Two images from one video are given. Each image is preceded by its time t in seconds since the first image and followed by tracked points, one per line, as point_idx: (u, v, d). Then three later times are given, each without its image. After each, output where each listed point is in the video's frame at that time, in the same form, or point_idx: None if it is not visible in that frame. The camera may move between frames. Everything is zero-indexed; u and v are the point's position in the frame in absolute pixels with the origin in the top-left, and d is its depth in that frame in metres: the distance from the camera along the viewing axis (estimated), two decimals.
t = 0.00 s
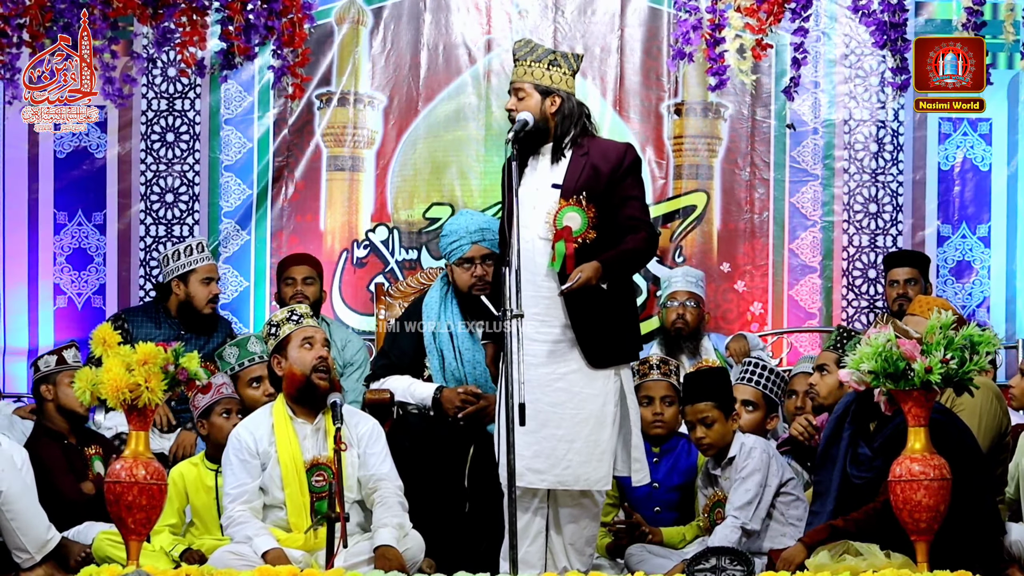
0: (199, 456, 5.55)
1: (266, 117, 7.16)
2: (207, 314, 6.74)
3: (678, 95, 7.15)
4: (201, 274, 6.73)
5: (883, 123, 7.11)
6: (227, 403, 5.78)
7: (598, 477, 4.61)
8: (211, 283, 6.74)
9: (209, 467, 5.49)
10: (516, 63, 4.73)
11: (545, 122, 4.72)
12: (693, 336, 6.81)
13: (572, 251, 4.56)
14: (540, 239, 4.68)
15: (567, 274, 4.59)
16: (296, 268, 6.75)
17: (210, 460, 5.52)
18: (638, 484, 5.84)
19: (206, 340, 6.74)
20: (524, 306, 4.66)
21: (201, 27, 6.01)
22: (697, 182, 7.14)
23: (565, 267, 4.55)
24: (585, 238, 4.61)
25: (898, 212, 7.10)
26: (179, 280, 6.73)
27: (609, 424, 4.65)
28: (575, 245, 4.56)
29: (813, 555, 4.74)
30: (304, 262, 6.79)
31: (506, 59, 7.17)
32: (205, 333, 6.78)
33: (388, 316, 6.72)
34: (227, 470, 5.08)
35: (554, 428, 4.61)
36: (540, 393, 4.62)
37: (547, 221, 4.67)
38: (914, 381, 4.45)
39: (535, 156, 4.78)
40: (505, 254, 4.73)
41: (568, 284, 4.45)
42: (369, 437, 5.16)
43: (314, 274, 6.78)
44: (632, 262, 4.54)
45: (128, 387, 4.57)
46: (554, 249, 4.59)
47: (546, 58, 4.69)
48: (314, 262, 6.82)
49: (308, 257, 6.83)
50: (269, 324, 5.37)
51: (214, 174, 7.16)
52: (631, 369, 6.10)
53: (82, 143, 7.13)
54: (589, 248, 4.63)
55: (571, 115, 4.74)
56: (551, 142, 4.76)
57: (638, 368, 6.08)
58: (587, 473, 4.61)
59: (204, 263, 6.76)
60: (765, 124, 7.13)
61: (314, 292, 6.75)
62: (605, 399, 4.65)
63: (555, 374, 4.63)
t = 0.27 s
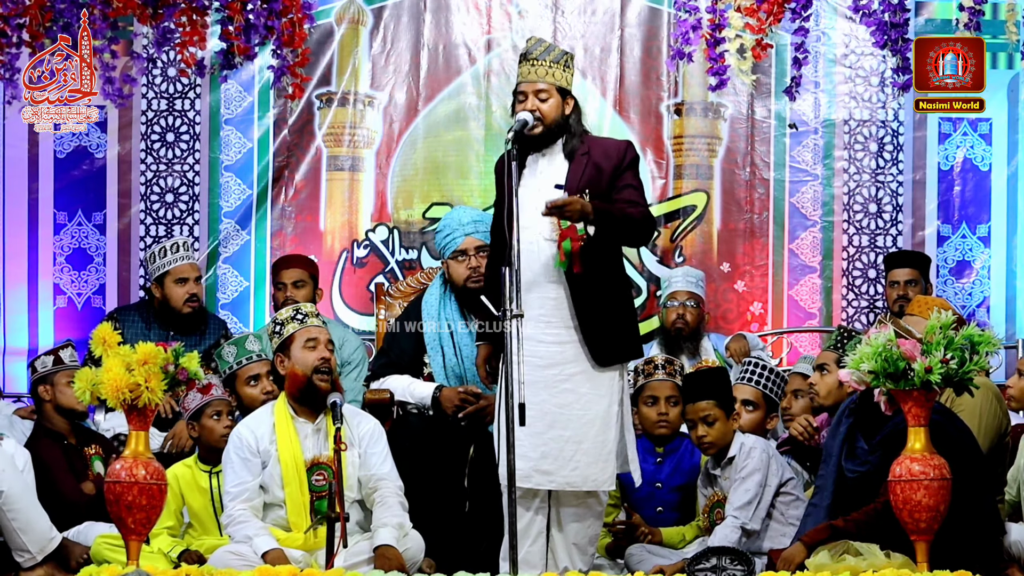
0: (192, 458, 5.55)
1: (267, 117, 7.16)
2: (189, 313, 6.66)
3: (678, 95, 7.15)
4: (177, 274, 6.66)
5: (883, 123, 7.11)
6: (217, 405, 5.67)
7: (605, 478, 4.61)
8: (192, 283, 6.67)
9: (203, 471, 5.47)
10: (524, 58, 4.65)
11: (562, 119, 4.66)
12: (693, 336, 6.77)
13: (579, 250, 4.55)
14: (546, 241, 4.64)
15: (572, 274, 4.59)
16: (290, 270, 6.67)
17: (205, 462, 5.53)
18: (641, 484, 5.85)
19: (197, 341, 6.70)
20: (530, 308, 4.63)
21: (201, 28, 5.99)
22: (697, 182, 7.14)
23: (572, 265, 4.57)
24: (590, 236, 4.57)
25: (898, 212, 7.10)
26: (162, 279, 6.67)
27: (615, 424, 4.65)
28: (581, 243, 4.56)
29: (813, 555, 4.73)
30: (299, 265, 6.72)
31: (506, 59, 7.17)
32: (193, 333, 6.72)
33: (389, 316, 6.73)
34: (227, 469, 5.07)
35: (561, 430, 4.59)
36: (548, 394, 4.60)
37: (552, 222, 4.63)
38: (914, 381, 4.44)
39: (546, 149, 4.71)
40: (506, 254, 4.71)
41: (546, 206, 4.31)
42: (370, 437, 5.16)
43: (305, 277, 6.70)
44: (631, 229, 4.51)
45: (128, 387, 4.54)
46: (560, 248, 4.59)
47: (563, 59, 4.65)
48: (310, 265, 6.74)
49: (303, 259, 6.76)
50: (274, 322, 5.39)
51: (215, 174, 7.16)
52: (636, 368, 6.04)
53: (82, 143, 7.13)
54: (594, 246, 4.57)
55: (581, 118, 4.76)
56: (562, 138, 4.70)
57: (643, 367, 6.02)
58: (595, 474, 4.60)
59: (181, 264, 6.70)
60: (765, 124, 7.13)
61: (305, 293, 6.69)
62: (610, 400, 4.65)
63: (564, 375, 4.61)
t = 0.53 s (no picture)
0: (191, 458, 5.54)
1: (267, 117, 7.16)
2: (183, 316, 6.65)
3: (678, 95, 7.15)
4: (173, 278, 6.64)
5: (883, 123, 7.11)
6: (218, 404, 5.65)
7: (607, 477, 4.63)
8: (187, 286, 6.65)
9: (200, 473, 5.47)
10: (525, 57, 4.67)
11: (561, 120, 4.65)
12: (693, 336, 6.73)
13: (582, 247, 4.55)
14: (546, 243, 4.64)
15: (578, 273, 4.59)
16: (287, 273, 6.69)
17: (205, 463, 5.52)
18: (645, 485, 5.83)
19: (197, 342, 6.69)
20: (531, 308, 4.63)
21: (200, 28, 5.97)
22: (697, 182, 7.15)
23: (578, 264, 4.56)
24: (592, 233, 4.55)
25: (898, 212, 7.10)
26: (159, 282, 6.66)
27: (617, 424, 4.67)
28: (585, 243, 4.55)
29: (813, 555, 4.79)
30: (295, 268, 6.73)
31: (505, 58, 7.17)
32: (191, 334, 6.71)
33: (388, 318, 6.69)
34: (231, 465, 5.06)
35: (569, 429, 4.59)
36: (551, 395, 4.59)
37: (552, 221, 4.63)
38: (914, 381, 4.44)
39: (544, 148, 4.67)
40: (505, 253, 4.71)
41: (526, 159, 4.28)
42: (375, 439, 5.16)
43: (298, 281, 6.71)
44: (630, 211, 4.49)
45: (128, 387, 4.53)
46: (564, 249, 4.59)
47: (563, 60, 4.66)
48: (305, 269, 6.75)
49: (300, 261, 6.77)
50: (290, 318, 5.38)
51: (215, 174, 7.16)
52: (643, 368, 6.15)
53: (81, 143, 7.14)
54: (598, 242, 4.56)
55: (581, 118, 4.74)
56: (559, 139, 4.68)
57: (651, 366, 6.14)
58: (598, 473, 4.61)
59: (176, 267, 6.68)
60: (764, 124, 7.14)
61: (298, 296, 6.69)
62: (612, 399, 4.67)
63: (566, 375, 4.61)
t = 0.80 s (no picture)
0: (193, 458, 5.54)
1: (266, 117, 7.17)
2: (186, 320, 6.64)
3: (678, 95, 7.15)
4: (177, 282, 6.63)
5: (882, 123, 7.11)
6: (218, 405, 5.60)
7: (607, 473, 4.63)
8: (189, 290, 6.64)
9: (200, 472, 5.47)
10: (524, 56, 4.67)
11: (558, 119, 4.64)
12: (693, 336, 6.75)
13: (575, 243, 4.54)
14: (541, 238, 4.64)
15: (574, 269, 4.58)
16: (285, 275, 6.64)
17: (207, 463, 5.52)
18: (643, 485, 5.81)
19: (198, 342, 6.69)
20: (524, 304, 4.63)
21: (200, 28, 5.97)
22: (696, 182, 7.16)
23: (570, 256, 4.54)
24: (586, 228, 4.55)
25: (898, 212, 7.09)
26: (162, 284, 6.65)
27: (614, 419, 4.68)
28: (579, 238, 4.54)
29: (813, 553, 4.80)
30: (294, 271, 6.69)
31: (505, 59, 7.18)
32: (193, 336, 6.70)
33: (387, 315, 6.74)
34: (238, 460, 5.05)
35: (564, 425, 4.59)
36: (549, 393, 4.59)
37: (547, 216, 4.63)
38: (914, 381, 4.43)
39: (541, 145, 4.65)
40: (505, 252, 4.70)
41: (519, 156, 4.30)
42: (383, 441, 5.18)
43: (295, 287, 6.67)
44: (625, 207, 4.50)
45: (128, 387, 4.52)
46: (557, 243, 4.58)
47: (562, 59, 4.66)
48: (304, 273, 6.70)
49: (299, 264, 6.71)
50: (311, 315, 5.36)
51: (215, 174, 7.16)
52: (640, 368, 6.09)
53: (81, 143, 7.15)
54: (592, 239, 4.56)
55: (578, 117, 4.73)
56: (556, 138, 4.67)
57: (648, 367, 6.08)
58: (598, 468, 4.61)
59: (181, 271, 6.67)
60: (764, 124, 7.14)
61: (293, 299, 6.66)
62: (610, 394, 4.68)
63: (563, 371, 4.61)
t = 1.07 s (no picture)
0: (191, 458, 5.54)
1: (266, 117, 7.16)
2: (193, 322, 6.67)
3: (678, 95, 7.15)
4: (187, 284, 6.65)
5: (882, 123, 7.12)
6: (214, 407, 5.59)
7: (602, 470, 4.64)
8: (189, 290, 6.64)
9: (197, 471, 5.47)
10: (523, 57, 4.67)
11: (557, 119, 4.64)
12: (693, 336, 6.81)
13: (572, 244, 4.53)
14: (541, 239, 4.64)
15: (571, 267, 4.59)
16: (286, 274, 6.64)
17: (204, 463, 5.51)
18: (637, 485, 5.81)
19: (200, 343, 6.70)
20: (524, 304, 4.62)
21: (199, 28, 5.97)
22: (696, 182, 7.15)
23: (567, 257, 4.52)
24: (585, 228, 4.54)
25: (898, 212, 7.10)
26: (175, 288, 6.64)
27: (604, 418, 4.68)
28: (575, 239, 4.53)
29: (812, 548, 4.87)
30: (295, 271, 6.68)
31: (505, 58, 7.18)
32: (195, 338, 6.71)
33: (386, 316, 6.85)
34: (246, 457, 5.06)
35: (554, 424, 4.57)
36: (547, 392, 4.59)
37: (545, 216, 4.62)
38: (914, 381, 4.43)
39: (540, 144, 4.64)
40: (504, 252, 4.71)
41: (518, 155, 4.26)
42: (391, 443, 5.18)
43: (295, 287, 6.65)
44: (624, 207, 4.49)
45: (128, 387, 4.52)
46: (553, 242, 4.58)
47: (560, 60, 4.66)
48: (304, 273, 6.69)
49: (300, 264, 6.71)
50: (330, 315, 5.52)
51: (215, 174, 7.16)
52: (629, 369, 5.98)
53: (82, 143, 7.17)
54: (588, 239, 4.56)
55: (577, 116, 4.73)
56: (555, 138, 4.67)
57: (636, 368, 5.97)
58: (585, 466, 4.60)
59: (192, 273, 6.69)
60: (764, 123, 7.14)
61: (294, 299, 6.64)
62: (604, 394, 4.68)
63: (558, 371, 4.60)
